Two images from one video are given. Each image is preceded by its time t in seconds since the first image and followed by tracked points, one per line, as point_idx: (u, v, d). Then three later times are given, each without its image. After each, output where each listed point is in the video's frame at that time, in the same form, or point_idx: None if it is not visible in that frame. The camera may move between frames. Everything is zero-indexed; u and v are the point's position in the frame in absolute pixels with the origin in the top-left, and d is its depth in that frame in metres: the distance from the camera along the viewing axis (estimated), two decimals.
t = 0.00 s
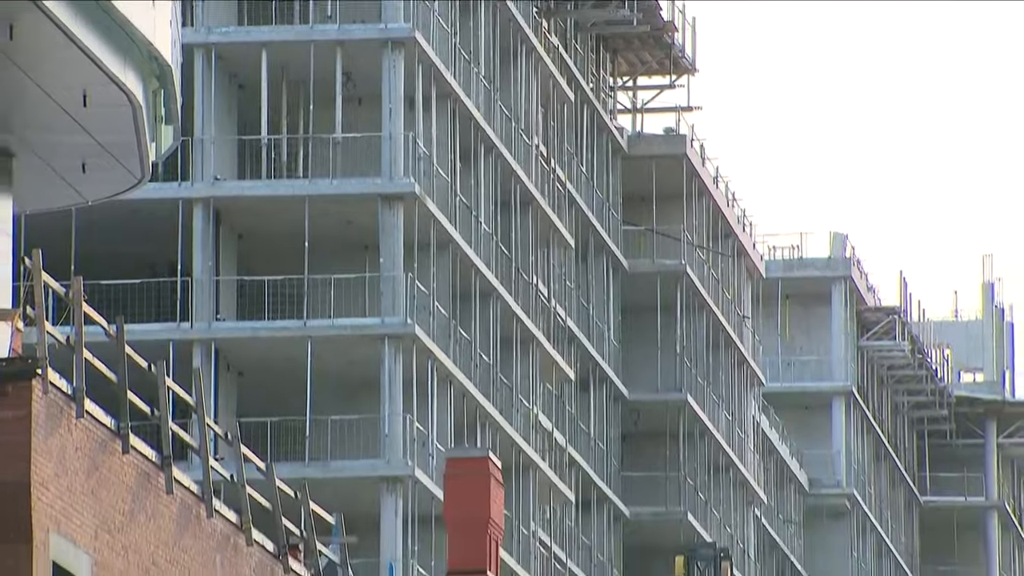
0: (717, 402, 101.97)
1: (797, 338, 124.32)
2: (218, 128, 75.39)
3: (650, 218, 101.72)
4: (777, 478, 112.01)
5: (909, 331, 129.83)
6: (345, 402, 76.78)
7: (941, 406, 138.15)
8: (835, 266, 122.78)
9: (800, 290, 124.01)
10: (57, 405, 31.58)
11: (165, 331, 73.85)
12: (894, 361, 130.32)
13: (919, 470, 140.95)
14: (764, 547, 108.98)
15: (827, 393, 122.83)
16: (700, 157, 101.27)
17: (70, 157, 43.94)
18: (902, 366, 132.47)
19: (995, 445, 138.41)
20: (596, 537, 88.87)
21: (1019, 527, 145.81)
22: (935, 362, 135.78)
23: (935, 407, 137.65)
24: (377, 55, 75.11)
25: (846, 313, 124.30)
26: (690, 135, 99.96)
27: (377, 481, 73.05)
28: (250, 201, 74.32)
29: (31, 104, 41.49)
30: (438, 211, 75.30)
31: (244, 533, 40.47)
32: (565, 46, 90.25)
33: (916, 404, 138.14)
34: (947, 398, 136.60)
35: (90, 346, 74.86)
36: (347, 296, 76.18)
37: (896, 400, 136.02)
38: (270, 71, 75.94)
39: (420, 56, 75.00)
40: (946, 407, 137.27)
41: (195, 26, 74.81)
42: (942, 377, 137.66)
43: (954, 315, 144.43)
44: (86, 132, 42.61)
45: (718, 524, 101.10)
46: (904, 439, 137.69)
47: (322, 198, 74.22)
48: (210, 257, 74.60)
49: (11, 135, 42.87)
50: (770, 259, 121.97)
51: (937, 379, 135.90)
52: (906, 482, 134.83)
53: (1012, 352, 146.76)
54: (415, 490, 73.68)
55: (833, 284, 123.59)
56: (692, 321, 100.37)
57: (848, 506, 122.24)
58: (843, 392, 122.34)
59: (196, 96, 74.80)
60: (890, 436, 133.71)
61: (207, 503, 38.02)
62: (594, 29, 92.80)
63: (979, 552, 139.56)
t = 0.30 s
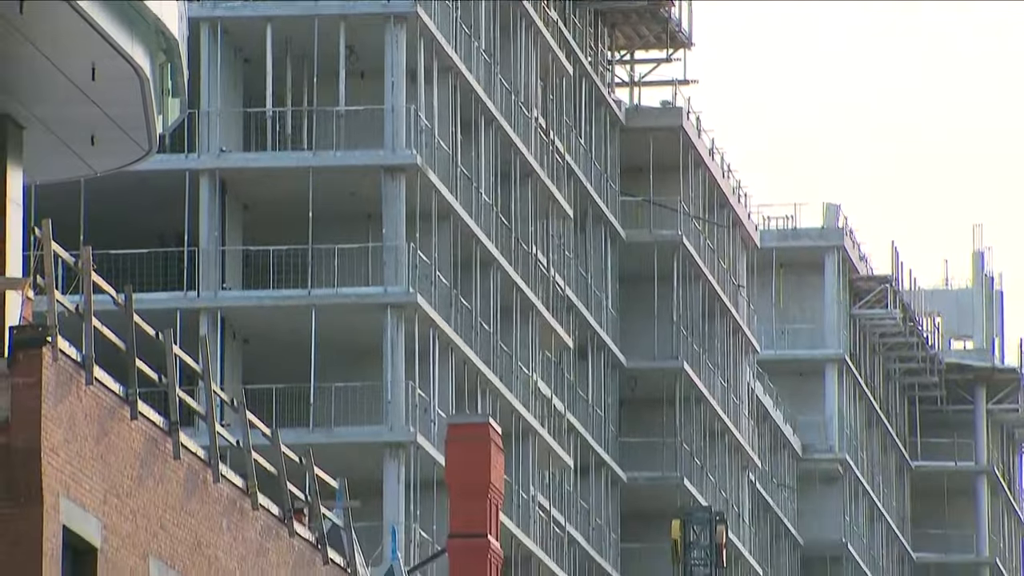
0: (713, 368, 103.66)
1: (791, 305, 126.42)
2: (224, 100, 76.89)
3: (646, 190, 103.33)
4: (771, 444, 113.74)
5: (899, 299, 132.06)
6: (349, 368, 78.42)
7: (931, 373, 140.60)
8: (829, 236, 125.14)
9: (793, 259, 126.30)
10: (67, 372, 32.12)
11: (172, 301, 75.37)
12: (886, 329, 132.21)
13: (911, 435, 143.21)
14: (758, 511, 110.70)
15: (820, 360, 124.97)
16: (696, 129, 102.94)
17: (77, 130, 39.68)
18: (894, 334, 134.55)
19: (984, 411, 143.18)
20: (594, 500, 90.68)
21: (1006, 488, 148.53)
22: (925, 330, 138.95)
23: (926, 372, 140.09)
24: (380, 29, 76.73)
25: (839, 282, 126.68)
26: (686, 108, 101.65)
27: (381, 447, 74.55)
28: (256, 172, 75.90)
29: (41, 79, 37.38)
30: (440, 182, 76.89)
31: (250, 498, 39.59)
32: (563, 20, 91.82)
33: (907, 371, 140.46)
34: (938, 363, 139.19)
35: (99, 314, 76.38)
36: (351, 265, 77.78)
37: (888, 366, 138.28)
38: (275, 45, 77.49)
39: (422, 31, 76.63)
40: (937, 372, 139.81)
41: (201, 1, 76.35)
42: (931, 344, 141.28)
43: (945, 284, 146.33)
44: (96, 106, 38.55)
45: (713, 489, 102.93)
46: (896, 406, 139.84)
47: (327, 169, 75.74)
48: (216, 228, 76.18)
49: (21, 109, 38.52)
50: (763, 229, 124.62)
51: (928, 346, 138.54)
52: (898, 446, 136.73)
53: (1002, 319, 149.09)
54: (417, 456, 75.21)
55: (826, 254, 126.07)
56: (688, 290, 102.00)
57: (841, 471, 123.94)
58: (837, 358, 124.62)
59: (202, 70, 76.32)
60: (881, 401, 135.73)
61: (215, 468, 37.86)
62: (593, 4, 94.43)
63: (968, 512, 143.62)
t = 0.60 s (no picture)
0: (709, 337, 105.26)
1: (785, 275, 128.09)
2: (230, 74, 78.43)
3: (644, 161, 104.79)
4: (765, 410, 115.42)
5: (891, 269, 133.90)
6: (352, 336, 80.14)
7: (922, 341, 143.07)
8: (822, 207, 126.93)
9: (788, 229, 127.99)
10: (77, 340, 28.83)
11: (180, 270, 76.96)
12: (878, 298, 134.00)
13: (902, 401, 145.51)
14: (753, 477, 112.34)
15: (815, 329, 126.78)
16: (693, 102, 104.48)
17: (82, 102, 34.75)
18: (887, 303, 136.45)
19: (974, 379, 145.16)
20: (592, 466, 92.42)
21: (996, 454, 150.60)
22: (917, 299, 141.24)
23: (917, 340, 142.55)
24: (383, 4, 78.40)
25: (833, 251, 128.47)
26: (683, 81, 103.20)
27: (383, 414, 76.25)
28: (261, 144, 77.47)
29: (44, 53, 33.68)
30: (442, 154, 78.52)
31: (326, 517, 39.92)
32: None
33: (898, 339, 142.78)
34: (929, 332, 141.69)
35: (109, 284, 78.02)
36: (353, 235, 79.45)
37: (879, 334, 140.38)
38: (280, 19, 79.10)
39: (425, 6, 78.24)
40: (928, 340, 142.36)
41: None
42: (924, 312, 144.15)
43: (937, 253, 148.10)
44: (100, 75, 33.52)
45: (709, 454, 104.67)
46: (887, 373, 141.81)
47: (330, 142, 77.33)
48: (222, 199, 77.73)
49: (31, 84, 34.89)
50: (759, 200, 126.31)
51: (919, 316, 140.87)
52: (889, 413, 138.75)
53: (992, 286, 151.03)
54: (419, 424, 76.93)
55: (821, 226, 127.86)
56: (684, 260, 103.59)
57: (835, 438, 126.68)
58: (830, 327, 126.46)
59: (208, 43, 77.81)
60: (873, 368, 137.63)
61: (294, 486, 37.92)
62: None
63: (960, 477, 145.61)
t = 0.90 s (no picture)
0: (705, 306, 106.85)
1: (781, 245, 129.86)
2: (236, 48, 79.90)
3: (643, 134, 106.34)
4: (760, 378, 117.09)
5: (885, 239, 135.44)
6: (357, 304, 81.67)
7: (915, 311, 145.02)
8: (817, 178, 128.75)
9: (782, 201, 129.69)
10: (86, 306, 29.65)
11: (187, 240, 78.46)
12: (872, 268, 135.69)
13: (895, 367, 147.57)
14: (749, 443, 114.02)
15: (810, 299, 128.57)
16: (690, 75, 106.07)
17: (96, 77, 34.94)
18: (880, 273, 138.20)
19: (966, 345, 146.95)
20: (591, 432, 94.08)
21: (986, 421, 152.58)
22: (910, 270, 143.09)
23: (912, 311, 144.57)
24: None
25: (827, 222, 130.13)
26: (680, 55, 104.79)
27: (386, 381, 77.75)
28: (267, 116, 78.96)
29: (57, 28, 32.50)
30: (444, 126, 80.00)
31: (331, 481, 41.01)
32: None
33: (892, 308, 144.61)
34: (922, 303, 143.75)
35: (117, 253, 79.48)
36: (357, 205, 80.93)
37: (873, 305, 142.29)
38: None
39: None
40: (921, 310, 144.44)
41: None
42: (917, 282, 146.21)
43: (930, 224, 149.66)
44: (114, 54, 33.68)
45: (706, 421, 106.36)
46: (879, 341, 143.66)
47: (335, 114, 78.80)
48: (229, 170, 79.23)
49: (41, 58, 33.70)
50: (755, 171, 128.10)
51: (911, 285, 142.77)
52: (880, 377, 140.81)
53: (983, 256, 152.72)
54: (422, 390, 78.44)
55: (815, 197, 129.60)
56: (682, 230, 105.20)
57: (829, 404, 128.60)
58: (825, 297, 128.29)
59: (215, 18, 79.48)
60: (866, 336, 139.38)
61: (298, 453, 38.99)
62: None
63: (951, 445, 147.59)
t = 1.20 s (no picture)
0: (702, 277, 108.49)
1: (776, 217, 131.56)
2: (242, 23, 81.43)
3: (641, 108, 107.90)
4: (756, 348, 118.83)
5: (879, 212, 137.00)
6: (361, 275, 83.28)
7: (909, 281, 146.66)
8: (812, 151, 130.41)
9: (779, 173, 131.30)
10: (96, 277, 30.49)
11: (194, 212, 80.05)
12: (866, 239, 137.46)
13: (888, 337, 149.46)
14: (745, 411, 115.75)
15: (805, 270, 130.40)
16: (688, 50, 107.65)
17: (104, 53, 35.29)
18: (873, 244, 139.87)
19: (957, 317, 149.21)
20: (589, 399, 95.79)
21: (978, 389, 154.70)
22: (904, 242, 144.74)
23: (903, 280, 146.26)
24: None
25: (822, 194, 131.74)
26: (679, 30, 106.37)
27: (390, 350, 79.42)
28: (272, 90, 80.56)
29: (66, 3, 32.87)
30: (447, 100, 81.62)
31: (336, 448, 41.98)
32: None
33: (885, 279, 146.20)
34: (915, 274, 145.45)
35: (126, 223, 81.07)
36: (362, 176, 82.55)
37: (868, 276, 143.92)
38: None
39: None
40: (914, 281, 146.19)
41: None
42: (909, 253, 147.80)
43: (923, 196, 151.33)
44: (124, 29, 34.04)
45: (703, 388, 108.09)
46: (873, 311, 145.33)
47: (339, 88, 80.39)
48: (235, 142, 80.82)
49: (51, 32, 34.07)
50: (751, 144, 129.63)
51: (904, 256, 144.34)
52: (875, 347, 142.62)
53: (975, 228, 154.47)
54: (424, 359, 80.09)
55: (810, 170, 131.10)
56: (678, 201, 106.92)
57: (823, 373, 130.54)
58: (820, 267, 130.02)
59: None
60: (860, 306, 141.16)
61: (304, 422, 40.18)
62: None
63: (943, 412, 150.40)
